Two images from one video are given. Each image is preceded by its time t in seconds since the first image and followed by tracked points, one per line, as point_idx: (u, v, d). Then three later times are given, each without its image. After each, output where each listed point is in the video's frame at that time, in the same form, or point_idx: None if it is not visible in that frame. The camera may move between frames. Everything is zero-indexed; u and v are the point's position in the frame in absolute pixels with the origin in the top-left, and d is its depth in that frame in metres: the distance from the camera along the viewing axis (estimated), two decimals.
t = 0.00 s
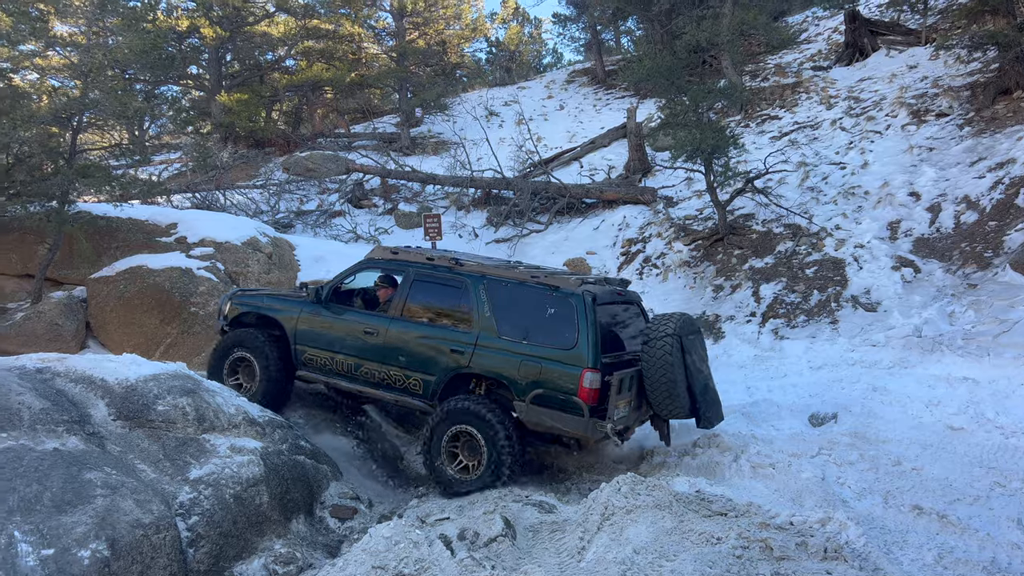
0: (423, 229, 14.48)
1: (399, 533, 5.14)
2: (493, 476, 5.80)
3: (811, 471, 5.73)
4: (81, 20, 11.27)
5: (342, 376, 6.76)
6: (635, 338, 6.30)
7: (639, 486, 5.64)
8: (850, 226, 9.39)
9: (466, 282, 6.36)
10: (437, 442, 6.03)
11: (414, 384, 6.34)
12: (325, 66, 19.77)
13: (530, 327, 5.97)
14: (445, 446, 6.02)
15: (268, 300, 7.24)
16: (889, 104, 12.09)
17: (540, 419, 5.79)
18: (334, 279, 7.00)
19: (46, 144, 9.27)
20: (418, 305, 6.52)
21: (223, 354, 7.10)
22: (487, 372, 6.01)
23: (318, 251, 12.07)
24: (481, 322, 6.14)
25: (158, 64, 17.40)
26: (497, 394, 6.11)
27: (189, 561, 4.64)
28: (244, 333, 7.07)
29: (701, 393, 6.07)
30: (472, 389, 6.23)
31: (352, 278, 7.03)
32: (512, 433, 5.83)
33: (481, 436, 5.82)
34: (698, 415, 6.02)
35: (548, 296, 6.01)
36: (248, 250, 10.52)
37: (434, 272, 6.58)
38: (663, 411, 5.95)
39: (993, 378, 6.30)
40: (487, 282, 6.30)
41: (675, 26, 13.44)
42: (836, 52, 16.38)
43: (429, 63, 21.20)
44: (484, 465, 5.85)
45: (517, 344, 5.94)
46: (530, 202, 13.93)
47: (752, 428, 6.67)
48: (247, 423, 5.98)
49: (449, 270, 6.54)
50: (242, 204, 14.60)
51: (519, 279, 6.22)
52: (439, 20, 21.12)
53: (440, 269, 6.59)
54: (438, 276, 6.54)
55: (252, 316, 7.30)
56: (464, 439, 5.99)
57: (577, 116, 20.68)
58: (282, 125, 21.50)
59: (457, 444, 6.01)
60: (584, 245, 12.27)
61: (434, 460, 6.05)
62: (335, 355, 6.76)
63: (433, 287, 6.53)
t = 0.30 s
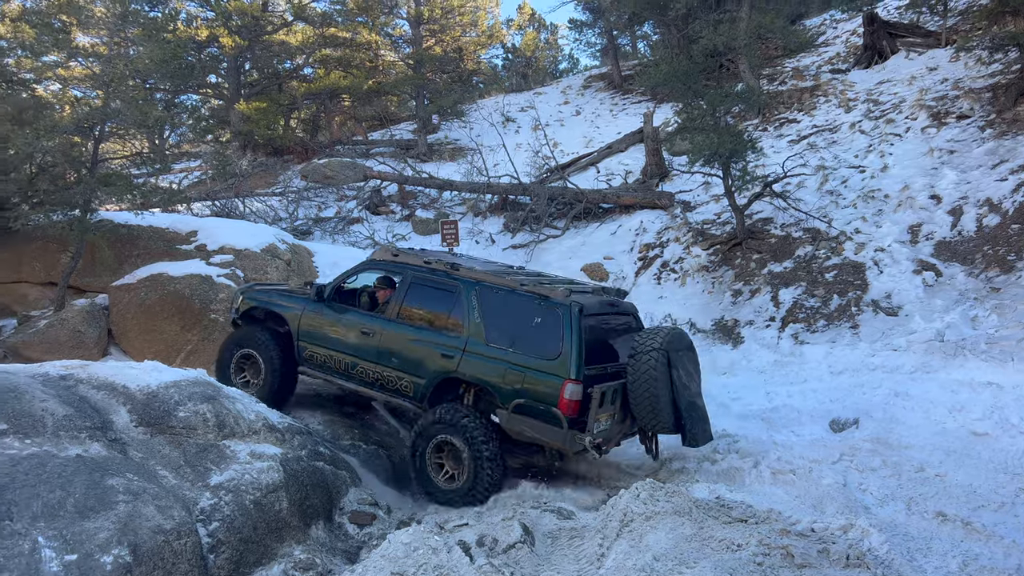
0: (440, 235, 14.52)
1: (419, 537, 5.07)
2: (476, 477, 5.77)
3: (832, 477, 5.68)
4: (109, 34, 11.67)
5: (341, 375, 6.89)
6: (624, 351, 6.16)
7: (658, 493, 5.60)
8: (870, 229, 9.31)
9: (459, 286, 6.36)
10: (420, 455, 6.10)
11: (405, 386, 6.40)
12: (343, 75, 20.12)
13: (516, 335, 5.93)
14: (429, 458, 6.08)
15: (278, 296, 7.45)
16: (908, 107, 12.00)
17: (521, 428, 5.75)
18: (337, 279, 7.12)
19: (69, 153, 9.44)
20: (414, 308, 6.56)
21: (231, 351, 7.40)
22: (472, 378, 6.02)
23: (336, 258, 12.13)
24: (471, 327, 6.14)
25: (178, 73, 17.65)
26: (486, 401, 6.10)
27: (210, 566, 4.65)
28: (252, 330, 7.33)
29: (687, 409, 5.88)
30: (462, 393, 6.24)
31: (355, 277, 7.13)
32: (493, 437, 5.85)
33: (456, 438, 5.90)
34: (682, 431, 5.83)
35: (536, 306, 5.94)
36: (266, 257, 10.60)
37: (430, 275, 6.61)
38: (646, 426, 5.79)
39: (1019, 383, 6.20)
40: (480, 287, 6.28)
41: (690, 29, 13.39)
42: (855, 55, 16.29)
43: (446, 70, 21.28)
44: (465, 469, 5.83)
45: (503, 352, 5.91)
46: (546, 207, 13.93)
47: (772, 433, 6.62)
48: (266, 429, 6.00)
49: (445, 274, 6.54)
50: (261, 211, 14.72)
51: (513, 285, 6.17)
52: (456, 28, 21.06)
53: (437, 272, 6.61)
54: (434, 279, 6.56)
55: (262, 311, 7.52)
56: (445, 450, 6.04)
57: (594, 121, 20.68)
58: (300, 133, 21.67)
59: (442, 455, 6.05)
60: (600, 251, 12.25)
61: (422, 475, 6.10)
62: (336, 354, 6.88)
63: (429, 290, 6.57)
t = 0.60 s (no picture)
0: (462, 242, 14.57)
1: (445, 544, 5.10)
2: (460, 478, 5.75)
3: (862, 484, 5.62)
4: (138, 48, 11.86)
5: (337, 384, 6.97)
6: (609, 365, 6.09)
7: (685, 500, 5.60)
8: (897, 233, 9.19)
9: (449, 299, 6.37)
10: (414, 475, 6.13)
11: (396, 397, 6.46)
12: (366, 84, 19.82)
13: (500, 350, 5.93)
14: (421, 476, 6.12)
15: (280, 302, 7.56)
16: (936, 108, 11.85)
17: (505, 444, 5.75)
18: (335, 287, 7.19)
19: (99, 165, 9.60)
20: (405, 320, 6.61)
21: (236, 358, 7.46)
22: (459, 392, 6.05)
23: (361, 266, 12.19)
24: (458, 341, 6.17)
25: (205, 85, 17.95)
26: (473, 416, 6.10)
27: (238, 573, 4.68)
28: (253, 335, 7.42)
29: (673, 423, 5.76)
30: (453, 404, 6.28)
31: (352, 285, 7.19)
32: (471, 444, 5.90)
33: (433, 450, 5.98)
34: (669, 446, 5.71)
35: (520, 321, 5.92)
36: (292, 265, 10.66)
37: (422, 286, 6.64)
38: (630, 441, 5.68)
39: None
40: (469, 300, 6.28)
41: (711, 34, 13.31)
42: (880, 57, 16.14)
43: (469, 78, 21.41)
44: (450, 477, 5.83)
45: (488, 367, 5.93)
46: (569, 213, 13.93)
47: (799, 440, 6.56)
48: (293, 436, 6.05)
49: (438, 286, 6.57)
50: (286, 220, 14.86)
51: (500, 299, 6.16)
52: (478, 36, 21.33)
53: (429, 283, 6.64)
54: (425, 291, 6.59)
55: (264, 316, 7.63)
56: (433, 465, 6.07)
57: (616, 126, 20.65)
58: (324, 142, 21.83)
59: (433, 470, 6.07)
60: (624, 257, 12.21)
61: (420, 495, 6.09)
62: (332, 362, 6.97)
63: (421, 301, 6.59)
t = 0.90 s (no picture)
0: (492, 250, 14.59)
1: (478, 553, 5.08)
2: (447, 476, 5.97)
3: (902, 493, 5.53)
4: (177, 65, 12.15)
5: (333, 386, 7.13)
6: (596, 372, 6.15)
7: (720, 509, 5.74)
8: (935, 236, 9.02)
9: (441, 306, 6.49)
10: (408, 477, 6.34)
11: (389, 401, 6.60)
12: (396, 93, 20.00)
13: (488, 357, 6.03)
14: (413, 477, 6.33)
15: (280, 304, 7.74)
16: (974, 109, 11.64)
17: (489, 449, 5.87)
18: (332, 292, 7.34)
19: (137, 178, 9.86)
20: (398, 326, 6.73)
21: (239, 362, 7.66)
22: (448, 399, 6.17)
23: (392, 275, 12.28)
24: (448, 347, 6.29)
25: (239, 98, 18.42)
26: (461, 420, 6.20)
27: None
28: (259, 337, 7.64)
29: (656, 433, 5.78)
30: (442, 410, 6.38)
31: (349, 290, 7.32)
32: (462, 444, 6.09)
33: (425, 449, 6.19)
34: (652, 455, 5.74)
35: (506, 330, 6.02)
36: (325, 274, 10.75)
37: (415, 292, 6.76)
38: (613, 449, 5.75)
39: None
40: (459, 308, 6.40)
41: (742, 36, 13.33)
42: (914, 58, 15.92)
43: (497, 86, 21.52)
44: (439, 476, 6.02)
45: (474, 375, 6.05)
46: (599, 220, 13.89)
47: (837, 447, 6.47)
48: (328, 444, 6.10)
49: (430, 292, 6.68)
50: (319, 230, 15.06)
51: (488, 307, 6.26)
52: (506, 44, 21.47)
53: (422, 289, 6.76)
54: (417, 297, 6.70)
55: (267, 319, 7.82)
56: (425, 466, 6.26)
57: (646, 132, 20.56)
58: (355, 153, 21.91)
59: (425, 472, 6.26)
60: (655, 263, 12.14)
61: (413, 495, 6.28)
62: (328, 365, 7.13)
63: (414, 307, 6.72)
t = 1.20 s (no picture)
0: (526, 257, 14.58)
1: (517, 562, 5.07)
2: (486, 460, 6.12)
3: (950, 502, 5.40)
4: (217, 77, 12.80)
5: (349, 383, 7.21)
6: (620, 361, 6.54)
7: (761, 518, 5.66)
8: (980, 238, 8.79)
9: (466, 302, 6.77)
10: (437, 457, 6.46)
11: (415, 394, 6.77)
12: (429, 104, 20.52)
13: (519, 347, 6.35)
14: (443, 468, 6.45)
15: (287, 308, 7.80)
16: (1019, 108, 11.35)
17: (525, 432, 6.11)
18: (346, 293, 7.48)
19: (178, 192, 10.06)
20: (421, 323, 6.95)
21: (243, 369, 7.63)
22: (481, 388, 6.40)
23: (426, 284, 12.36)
24: (477, 340, 6.56)
25: (276, 111, 18.85)
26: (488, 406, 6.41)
27: None
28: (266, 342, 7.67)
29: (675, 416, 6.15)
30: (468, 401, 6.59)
31: (361, 292, 7.48)
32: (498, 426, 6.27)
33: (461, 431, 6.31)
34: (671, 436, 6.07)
35: (536, 321, 6.37)
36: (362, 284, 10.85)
37: (438, 290, 7.03)
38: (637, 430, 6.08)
39: None
40: (486, 304, 6.70)
41: (776, 39, 13.49)
42: (954, 58, 15.61)
43: (529, 94, 21.56)
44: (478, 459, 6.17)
45: (507, 364, 6.32)
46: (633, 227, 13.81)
47: (880, 456, 6.35)
48: (366, 453, 6.09)
49: (453, 290, 6.97)
50: (355, 240, 15.24)
51: (515, 302, 6.60)
52: (539, 52, 21.08)
53: (444, 288, 7.04)
54: (441, 295, 6.96)
55: (271, 323, 7.82)
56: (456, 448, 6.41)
57: (680, 137, 20.40)
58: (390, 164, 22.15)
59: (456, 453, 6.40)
60: (691, 268, 12.08)
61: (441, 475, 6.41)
62: (344, 362, 7.24)
63: (437, 305, 6.98)
